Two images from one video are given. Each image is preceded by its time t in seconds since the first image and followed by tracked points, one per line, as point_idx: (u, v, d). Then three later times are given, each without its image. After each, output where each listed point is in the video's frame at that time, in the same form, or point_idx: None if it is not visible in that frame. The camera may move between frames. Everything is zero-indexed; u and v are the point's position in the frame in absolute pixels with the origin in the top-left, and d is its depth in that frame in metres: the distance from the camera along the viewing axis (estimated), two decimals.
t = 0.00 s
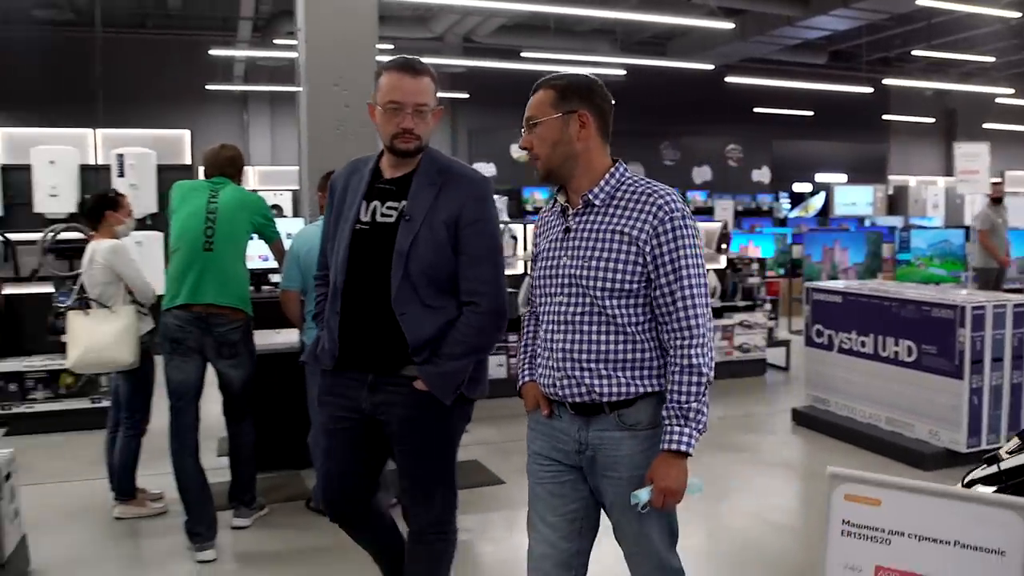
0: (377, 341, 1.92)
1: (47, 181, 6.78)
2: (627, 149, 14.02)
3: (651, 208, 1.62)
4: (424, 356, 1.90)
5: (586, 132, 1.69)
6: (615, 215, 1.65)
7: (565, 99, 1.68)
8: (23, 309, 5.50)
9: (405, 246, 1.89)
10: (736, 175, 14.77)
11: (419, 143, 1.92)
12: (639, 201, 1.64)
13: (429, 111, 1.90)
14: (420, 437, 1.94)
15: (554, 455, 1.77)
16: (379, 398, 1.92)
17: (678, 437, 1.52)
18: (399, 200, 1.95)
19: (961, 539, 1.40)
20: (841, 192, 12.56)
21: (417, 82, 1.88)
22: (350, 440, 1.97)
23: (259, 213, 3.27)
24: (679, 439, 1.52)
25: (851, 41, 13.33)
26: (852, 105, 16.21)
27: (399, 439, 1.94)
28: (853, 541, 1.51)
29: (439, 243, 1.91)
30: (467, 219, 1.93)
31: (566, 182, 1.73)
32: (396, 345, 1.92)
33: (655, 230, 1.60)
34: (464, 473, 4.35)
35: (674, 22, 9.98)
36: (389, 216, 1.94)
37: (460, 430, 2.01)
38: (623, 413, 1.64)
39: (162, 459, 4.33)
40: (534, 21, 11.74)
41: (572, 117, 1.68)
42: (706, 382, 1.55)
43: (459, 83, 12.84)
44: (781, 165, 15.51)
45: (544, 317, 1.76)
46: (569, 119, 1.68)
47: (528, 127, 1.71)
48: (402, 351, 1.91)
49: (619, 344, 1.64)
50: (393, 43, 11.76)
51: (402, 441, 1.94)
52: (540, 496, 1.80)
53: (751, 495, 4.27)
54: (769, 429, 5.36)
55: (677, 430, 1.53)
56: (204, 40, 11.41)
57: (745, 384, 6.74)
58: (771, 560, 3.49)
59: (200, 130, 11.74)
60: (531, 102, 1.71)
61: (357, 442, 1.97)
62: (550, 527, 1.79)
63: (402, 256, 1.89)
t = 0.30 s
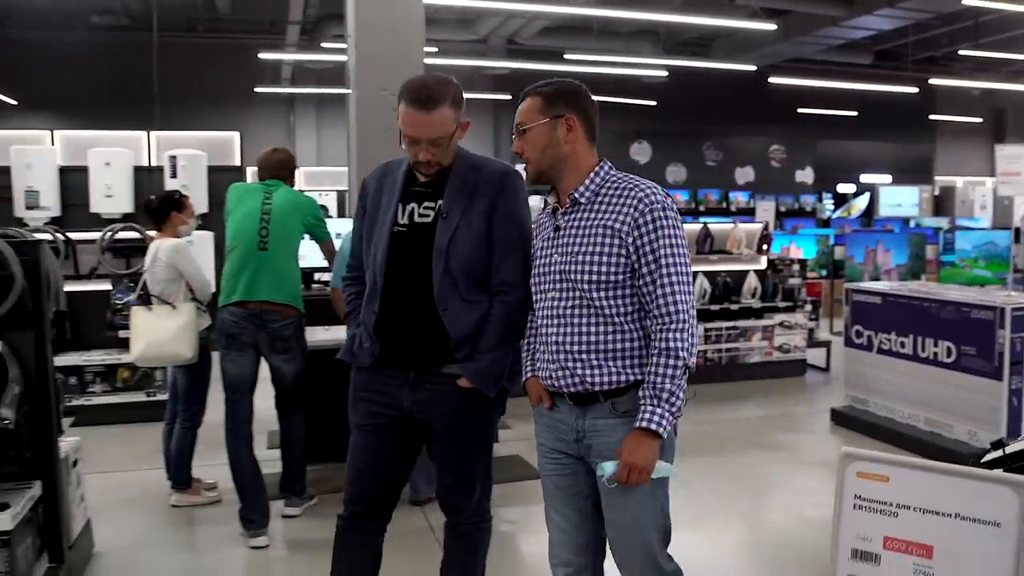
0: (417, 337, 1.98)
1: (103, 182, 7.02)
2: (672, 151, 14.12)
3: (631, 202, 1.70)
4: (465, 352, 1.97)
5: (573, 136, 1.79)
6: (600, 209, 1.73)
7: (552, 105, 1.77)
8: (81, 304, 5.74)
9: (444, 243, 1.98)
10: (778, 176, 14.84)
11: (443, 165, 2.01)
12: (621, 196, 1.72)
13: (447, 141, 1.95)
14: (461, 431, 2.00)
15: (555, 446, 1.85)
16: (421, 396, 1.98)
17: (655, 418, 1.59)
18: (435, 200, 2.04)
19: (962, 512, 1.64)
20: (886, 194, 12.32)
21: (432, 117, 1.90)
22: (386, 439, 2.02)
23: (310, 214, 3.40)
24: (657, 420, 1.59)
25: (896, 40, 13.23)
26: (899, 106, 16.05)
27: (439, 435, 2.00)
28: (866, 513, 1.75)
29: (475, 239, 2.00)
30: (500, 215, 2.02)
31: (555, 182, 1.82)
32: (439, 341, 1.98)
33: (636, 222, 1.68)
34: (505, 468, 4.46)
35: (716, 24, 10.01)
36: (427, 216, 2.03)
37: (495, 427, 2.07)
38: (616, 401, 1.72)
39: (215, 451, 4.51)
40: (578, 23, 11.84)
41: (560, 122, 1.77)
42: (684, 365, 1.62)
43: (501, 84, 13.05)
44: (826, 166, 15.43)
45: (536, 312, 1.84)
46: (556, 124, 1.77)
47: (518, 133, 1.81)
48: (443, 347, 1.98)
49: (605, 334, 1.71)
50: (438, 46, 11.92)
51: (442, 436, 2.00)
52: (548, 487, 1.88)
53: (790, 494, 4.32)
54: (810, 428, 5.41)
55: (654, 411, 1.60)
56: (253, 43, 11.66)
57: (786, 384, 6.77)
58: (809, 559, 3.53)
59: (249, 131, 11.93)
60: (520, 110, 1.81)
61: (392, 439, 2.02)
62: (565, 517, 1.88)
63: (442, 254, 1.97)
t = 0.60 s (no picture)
0: (438, 339, 2.06)
1: (146, 183, 7.22)
2: (703, 151, 13.97)
3: (636, 203, 1.80)
4: (489, 348, 2.05)
5: (579, 142, 1.89)
6: (607, 211, 1.83)
7: (557, 115, 1.86)
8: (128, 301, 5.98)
9: (460, 254, 2.05)
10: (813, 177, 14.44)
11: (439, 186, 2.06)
12: (627, 197, 1.81)
13: (439, 167, 1.99)
14: (483, 423, 2.09)
15: (581, 439, 1.93)
16: (442, 392, 2.05)
17: (673, 405, 1.67)
18: (444, 214, 2.10)
19: (957, 487, 1.72)
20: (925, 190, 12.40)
21: (422, 147, 1.94)
22: (409, 439, 2.09)
23: (353, 214, 3.54)
24: (674, 408, 1.67)
25: (931, 40, 13.15)
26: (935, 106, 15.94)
27: (461, 428, 2.08)
28: (870, 488, 1.83)
29: (490, 245, 2.06)
30: (511, 218, 2.09)
31: (565, 188, 1.91)
32: (464, 343, 2.06)
33: (642, 221, 1.78)
34: (539, 462, 4.57)
35: (747, 25, 10.05)
36: (437, 230, 2.09)
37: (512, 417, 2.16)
38: (634, 393, 1.81)
39: (258, 444, 4.66)
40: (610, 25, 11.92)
41: (565, 130, 1.87)
42: (697, 352, 1.70)
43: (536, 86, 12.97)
44: (861, 166, 15.37)
45: (557, 312, 1.94)
46: (561, 132, 1.87)
47: (527, 142, 1.90)
48: (466, 345, 2.06)
49: (622, 329, 1.80)
50: (471, 48, 12.03)
51: (466, 430, 2.09)
52: (576, 479, 1.97)
53: (822, 493, 4.38)
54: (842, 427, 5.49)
55: (673, 399, 1.68)
56: (289, 46, 11.85)
57: (819, 384, 6.80)
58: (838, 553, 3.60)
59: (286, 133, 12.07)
60: (525, 121, 1.91)
61: (415, 437, 2.10)
62: (589, 506, 1.97)
63: (459, 264, 2.04)
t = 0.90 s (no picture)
0: (435, 342, 2.17)
1: (189, 186, 7.43)
2: (735, 152, 14.07)
3: (665, 214, 1.88)
4: (486, 348, 2.18)
5: (613, 152, 1.96)
6: (636, 221, 1.92)
7: (593, 124, 1.93)
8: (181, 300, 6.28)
9: (451, 264, 2.16)
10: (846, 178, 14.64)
11: (424, 201, 2.17)
12: (656, 208, 1.90)
13: (423, 185, 2.10)
14: (479, 420, 2.20)
15: (605, 436, 2.04)
16: (442, 390, 2.16)
17: (703, 412, 1.77)
18: (430, 225, 2.21)
19: (949, 472, 1.87)
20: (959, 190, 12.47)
21: (406, 167, 2.04)
22: (409, 437, 2.20)
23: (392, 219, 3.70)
24: (705, 414, 1.77)
25: (967, 40, 13.09)
26: (973, 106, 15.81)
27: (461, 425, 2.19)
28: (873, 474, 1.99)
29: (479, 254, 2.19)
30: (497, 226, 2.23)
31: (594, 196, 2.00)
32: (459, 346, 2.17)
33: (670, 232, 1.86)
34: (571, 459, 4.69)
35: (780, 28, 10.08)
36: (425, 241, 2.20)
37: (509, 415, 2.27)
38: (655, 395, 1.91)
39: (298, 439, 4.82)
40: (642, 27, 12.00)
41: (600, 139, 1.94)
42: (724, 361, 1.79)
43: (568, 87, 13.01)
44: (896, 167, 15.29)
45: (585, 315, 2.04)
46: (597, 142, 1.94)
47: (561, 150, 1.96)
48: (461, 348, 2.18)
49: (649, 335, 1.90)
50: (504, 51, 12.14)
51: (464, 428, 2.20)
52: (600, 473, 2.09)
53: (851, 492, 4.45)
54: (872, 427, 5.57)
55: (703, 405, 1.77)
56: (326, 50, 12.02)
57: (850, 385, 6.85)
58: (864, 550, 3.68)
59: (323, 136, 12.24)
60: (556, 128, 1.97)
61: (416, 435, 2.21)
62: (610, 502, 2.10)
63: (451, 274, 2.16)
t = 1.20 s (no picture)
0: (431, 336, 2.20)
1: (223, 187, 7.59)
2: (760, 151, 13.72)
3: (703, 221, 1.90)
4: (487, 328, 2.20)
5: (656, 155, 2.00)
6: (668, 224, 1.94)
7: (640, 124, 1.96)
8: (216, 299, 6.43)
9: (449, 260, 2.20)
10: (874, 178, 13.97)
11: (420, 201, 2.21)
12: (693, 214, 1.92)
13: (421, 184, 2.12)
14: (473, 414, 2.23)
15: (617, 437, 2.07)
16: (437, 381, 2.20)
17: (715, 416, 1.79)
18: (424, 223, 2.25)
19: (944, 459, 1.68)
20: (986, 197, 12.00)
21: (404, 167, 2.07)
22: (407, 429, 2.27)
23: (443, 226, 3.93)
24: (717, 421, 1.78)
25: (997, 39, 13.03)
26: (1005, 105, 15.67)
27: (458, 417, 2.23)
28: (873, 463, 1.80)
29: (476, 250, 2.24)
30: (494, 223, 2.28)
31: (630, 195, 2.02)
32: (453, 340, 2.20)
33: (705, 240, 1.88)
34: (597, 456, 4.77)
35: (807, 29, 10.10)
36: (419, 238, 2.24)
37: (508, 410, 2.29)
38: (670, 399, 1.93)
39: (330, 435, 4.95)
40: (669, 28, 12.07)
41: (646, 140, 1.97)
42: (743, 372, 1.81)
43: (596, 89, 13.36)
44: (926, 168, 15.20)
45: (609, 312, 2.06)
46: (643, 143, 1.97)
47: (606, 147, 1.98)
48: (455, 340, 2.20)
49: (672, 338, 1.93)
50: (533, 53, 12.25)
51: (459, 420, 2.23)
52: (612, 473, 2.12)
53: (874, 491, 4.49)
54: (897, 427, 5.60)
55: (716, 412, 1.79)
56: (357, 53, 12.17)
57: (876, 385, 6.87)
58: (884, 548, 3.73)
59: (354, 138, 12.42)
60: (605, 127, 1.99)
61: (415, 429, 2.27)
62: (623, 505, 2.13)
63: (450, 270, 2.20)
